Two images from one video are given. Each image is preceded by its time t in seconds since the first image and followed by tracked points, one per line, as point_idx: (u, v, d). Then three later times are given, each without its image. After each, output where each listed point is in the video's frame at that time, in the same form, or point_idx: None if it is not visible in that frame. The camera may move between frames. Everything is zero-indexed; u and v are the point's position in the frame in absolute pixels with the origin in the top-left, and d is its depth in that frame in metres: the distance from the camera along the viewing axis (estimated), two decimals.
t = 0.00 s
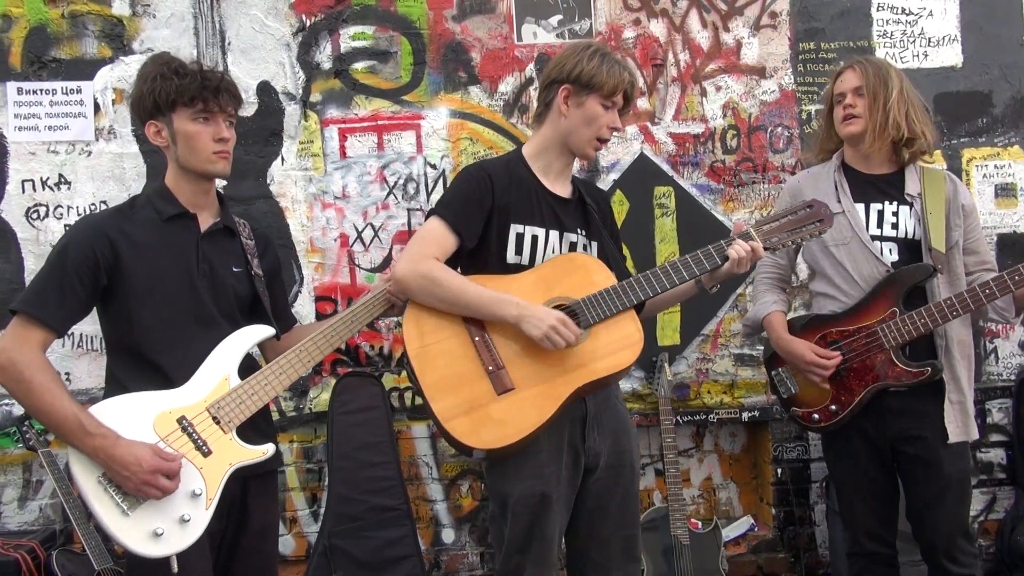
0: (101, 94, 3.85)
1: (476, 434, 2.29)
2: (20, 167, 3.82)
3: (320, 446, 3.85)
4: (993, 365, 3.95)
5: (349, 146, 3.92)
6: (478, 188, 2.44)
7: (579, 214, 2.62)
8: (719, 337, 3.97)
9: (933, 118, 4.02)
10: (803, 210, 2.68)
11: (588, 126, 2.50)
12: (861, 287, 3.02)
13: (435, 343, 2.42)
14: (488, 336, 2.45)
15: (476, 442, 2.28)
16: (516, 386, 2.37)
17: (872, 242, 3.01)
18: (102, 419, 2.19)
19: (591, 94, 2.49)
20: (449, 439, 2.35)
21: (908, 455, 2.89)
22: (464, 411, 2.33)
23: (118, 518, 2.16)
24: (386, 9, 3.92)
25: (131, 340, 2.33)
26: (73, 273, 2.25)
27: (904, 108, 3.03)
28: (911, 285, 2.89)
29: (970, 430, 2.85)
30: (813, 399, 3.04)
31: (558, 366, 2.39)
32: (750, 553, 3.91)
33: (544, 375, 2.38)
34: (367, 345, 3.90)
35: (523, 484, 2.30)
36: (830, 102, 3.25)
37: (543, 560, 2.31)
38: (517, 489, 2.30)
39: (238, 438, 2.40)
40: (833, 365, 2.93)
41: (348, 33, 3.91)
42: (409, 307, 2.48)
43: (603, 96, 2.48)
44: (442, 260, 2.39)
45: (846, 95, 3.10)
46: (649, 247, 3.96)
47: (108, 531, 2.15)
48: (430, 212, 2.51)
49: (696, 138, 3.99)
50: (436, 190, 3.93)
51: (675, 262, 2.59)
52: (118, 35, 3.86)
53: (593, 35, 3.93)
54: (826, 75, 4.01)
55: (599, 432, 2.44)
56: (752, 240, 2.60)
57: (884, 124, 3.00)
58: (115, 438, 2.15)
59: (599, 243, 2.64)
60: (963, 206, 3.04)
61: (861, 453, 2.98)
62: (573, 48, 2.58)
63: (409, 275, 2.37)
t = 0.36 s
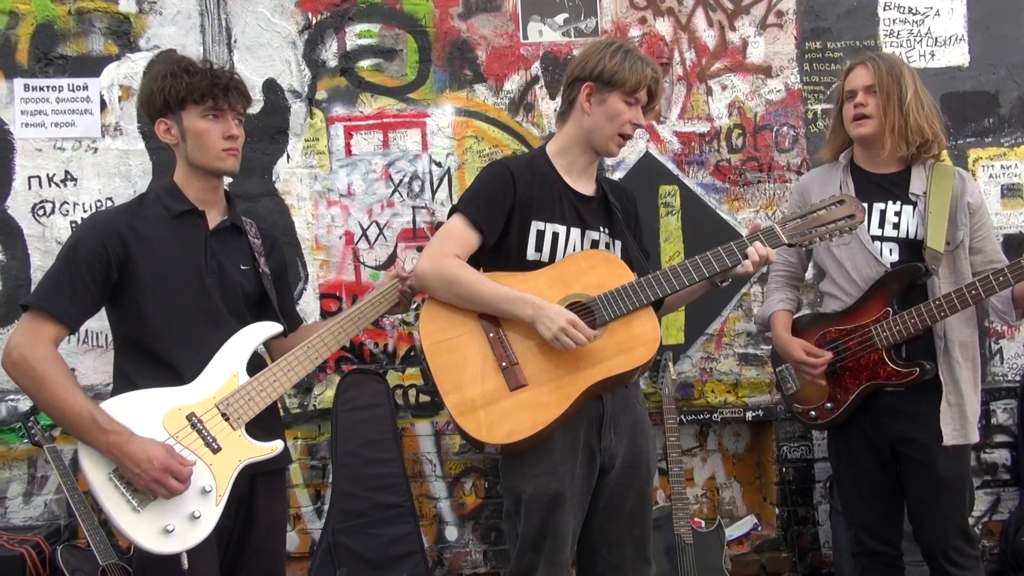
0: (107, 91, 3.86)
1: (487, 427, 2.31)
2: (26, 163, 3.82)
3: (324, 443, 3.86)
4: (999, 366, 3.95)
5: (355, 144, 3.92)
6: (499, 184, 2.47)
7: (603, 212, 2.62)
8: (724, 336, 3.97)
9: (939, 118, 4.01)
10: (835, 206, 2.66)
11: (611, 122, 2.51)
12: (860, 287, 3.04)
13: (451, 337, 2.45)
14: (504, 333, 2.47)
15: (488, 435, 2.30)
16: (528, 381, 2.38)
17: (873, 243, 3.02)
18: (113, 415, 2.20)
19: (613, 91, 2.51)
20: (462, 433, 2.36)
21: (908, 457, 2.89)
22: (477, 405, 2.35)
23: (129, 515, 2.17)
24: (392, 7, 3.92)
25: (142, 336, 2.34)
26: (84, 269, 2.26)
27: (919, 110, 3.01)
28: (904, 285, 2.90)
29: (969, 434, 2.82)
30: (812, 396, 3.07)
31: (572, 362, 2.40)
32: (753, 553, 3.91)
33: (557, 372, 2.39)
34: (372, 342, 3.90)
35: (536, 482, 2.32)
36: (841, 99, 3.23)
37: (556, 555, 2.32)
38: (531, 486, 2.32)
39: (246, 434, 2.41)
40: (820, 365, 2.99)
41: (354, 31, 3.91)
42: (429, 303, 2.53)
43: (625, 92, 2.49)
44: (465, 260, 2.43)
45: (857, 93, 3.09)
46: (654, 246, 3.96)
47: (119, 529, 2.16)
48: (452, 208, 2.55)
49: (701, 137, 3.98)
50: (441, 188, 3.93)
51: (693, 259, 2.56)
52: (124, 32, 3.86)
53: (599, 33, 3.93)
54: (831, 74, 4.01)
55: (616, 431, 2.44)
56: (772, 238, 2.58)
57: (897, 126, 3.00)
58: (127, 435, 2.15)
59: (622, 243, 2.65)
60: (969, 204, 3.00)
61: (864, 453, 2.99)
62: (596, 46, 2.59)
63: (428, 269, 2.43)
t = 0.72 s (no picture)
0: (110, 90, 3.86)
1: (490, 426, 2.33)
2: (29, 161, 3.83)
3: (325, 442, 3.87)
4: (999, 366, 3.95)
5: (357, 143, 3.93)
6: (505, 183, 2.47)
7: (611, 211, 2.62)
8: (725, 336, 3.97)
9: (941, 118, 4.02)
10: (848, 203, 2.66)
11: (616, 120, 2.51)
12: (860, 287, 3.05)
13: (453, 336, 2.45)
14: (506, 329, 2.47)
15: (492, 434, 2.32)
16: (531, 379, 2.39)
17: (872, 243, 3.04)
18: (120, 409, 2.21)
19: (616, 89, 2.51)
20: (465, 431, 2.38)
21: (907, 458, 2.89)
22: (479, 403, 2.37)
23: (133, 510, 2.18)
24: (395, 6, 3.92)
25: (148, 332, 2.34)
26: (92, 263, 2.27)
27: (920, 112, 3.01)
28: (903, 285, 2.90)
29: (968, 434, 2.81)
30: (810, 395, 3.08)
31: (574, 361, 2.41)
32: (753, 552, 3.92)
33: (559, 370, 2.40)
34: (373, 341, 3.91)
35: (537, 480, 2.34)
36: (841, 100, 3.23)
37: (558, 554, 2.32)
38: (533, 484, 2.34)
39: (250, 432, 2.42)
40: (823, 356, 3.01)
41: (356, 30, 3.91)
42: (432, 300, 2.53)
43: (629, 90, 2.49)
44: (465, 254, 2.44)
45: (859, 95, 3.09)
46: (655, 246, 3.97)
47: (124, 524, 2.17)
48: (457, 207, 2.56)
49: (703, 136, 3.99)
50: (443, 187, 3.94)
51: (697, 259, 2.57)
52: (127, 31, 3.87)
53: (602, 33, 3.93)
54: (833, 75, 4.01)
55: (619, 430, 2.44)
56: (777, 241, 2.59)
57: (899, 127, 3.00)
58: (134, 430, 2.17)
59: (631, 241, 2.64)
60: (970, 203, 3.00)
61: (865, 452, 3.00)
62: (600, 44, 2.60)
63: (432, 267, 2.44)
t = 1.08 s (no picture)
0: (112, 89, 3.87)
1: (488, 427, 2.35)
2: (31, 160, 3.83)
3: (327, 441, 3.87)
4: (1001, 367, 3.95)
5: (358, 142, 3.93)
6: (500, 184, 2.48)
7: (607, 209, 2.62)
8: (726, 336, 3.97)
9: (943, 119, 4.02)
10: (844, 199, 2.67)
11: (608, 119, 2.50)
12: (862, 286, 3.05)
13: (451, 337, 2.47)
14: (504, 331, 2.47)
15: (490, 435, 2.34)
16: (528, 380, 2.40)
17: (873, 243, 3.04)
18: (125, 411, 2.21)
19: (608, 87, 2.51)
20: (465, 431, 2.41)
21: (909, 458, 2.89)
22: (478, 405, 2.39)
23: (140, 510, 2.19)
24: (396, 6, 3.92)
25: (152, 334, 2.35)
26: (95, 267, 2.27)
27: (921, 112, 3.01)
28: (904, 286, 2.92)
29: (970, 434, 2.81)
30: (813, 395, 3.09)
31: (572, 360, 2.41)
32: (754, 552, 3.92)
33: (557, 371, 2.40)
34: (375, 340, 3.91)
35: (536, 480, 2.34)
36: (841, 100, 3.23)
37: (556, 554, 2.33)
38: (531, 484, 2.35)
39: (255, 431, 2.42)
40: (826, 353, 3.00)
41: (358, 30, 3.92)
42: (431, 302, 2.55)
43: (620, 88, 2.49)
44: (463, 255, 2.46)
45: (860, 96, 3.09)
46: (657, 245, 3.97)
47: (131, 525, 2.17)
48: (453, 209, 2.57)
49: (705, 136, 3.99)
50: (444, 186, 3.94)
51: (694, 257, 2.56)
52: (129, 30, 3.87)
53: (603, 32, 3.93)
54: (835, 75, 4.01)
55: (618, 429, 2.44)
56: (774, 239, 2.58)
57: (901, 129, 3.00)
58: (138, 432, 2.17)
59: (627, 240, 2.65)
60: (971, 203, 2.99)
61: (866, 453, 3.00)
62: (592, 42, 2.60)
63: (429, 269, 2.46)
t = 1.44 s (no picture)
0: (115, 86, 3.87)
1: (476, 423, 2.33)
2: (34, 157, 3.84)
3: (329, 438, 3.88)
4: (1004, 365, 3.95)
5: (361, 140, 3.93)
6: (489, 182, 2.47)
7: (596, 207, 2.62)
8: (728, 335, 3.97)
9: (946, 117, 4.01)
10: (830, 199, 2.67)
11: (586, 114, 2.49)
12: (865, 284, 3.05)
13: (440, 334, 2.46)
14: (493, 329, 2.48)
15: (478, 432, 2.32)
16: (517, 378, 2.39)
17: (878, 241, 3.03)
18: (128, 412, 2.21)
19: (585, 83, 2.50)
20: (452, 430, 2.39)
21: (913, 457, 2.88)
22: (466, 402, 2.37)
23: (146, 509, 2.19)
24: (399, 4, 3.92)
25: (155, 333, 2.35)
26: (96, 269, 2.28)
27: (924, 110, 3.01)
28: (908, 284, 2.91)
29: (974, 432, 2.80)
30: (816, 394, 3.09)
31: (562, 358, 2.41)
32: (756, 550, 3.92)
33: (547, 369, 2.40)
34: (377, 338, 3.92)
35: (527, 478, 2.34)
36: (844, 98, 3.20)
37: (547, 552, 2.34)
38: (522, 481, 2.34)
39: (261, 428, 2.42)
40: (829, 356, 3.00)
41: (361, 27, 3.91)
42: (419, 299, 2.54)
43: (593, 82, 2.47)
44: (451, 254, 2.45)
45: (863, 95, 3.07)
46: (660, 243, 3.96)
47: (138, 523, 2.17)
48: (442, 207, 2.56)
49: (707, 134, 3.99)
50: (447, 184, 3.94)
51: (686, 254, 2.56)
52: (132, 27, 3.88)
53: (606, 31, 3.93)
54: (838, 73, 4.01)
55: (608, 427, 2.44)
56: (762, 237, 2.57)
57: (903, 127, 2.99)
58: (142, 433, 2.17)
59: (616, 238, 2.65)
60: (974, 202, 2.99)
61: (870, 451, 3.00)
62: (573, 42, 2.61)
63: (418, 267, 2.45)
